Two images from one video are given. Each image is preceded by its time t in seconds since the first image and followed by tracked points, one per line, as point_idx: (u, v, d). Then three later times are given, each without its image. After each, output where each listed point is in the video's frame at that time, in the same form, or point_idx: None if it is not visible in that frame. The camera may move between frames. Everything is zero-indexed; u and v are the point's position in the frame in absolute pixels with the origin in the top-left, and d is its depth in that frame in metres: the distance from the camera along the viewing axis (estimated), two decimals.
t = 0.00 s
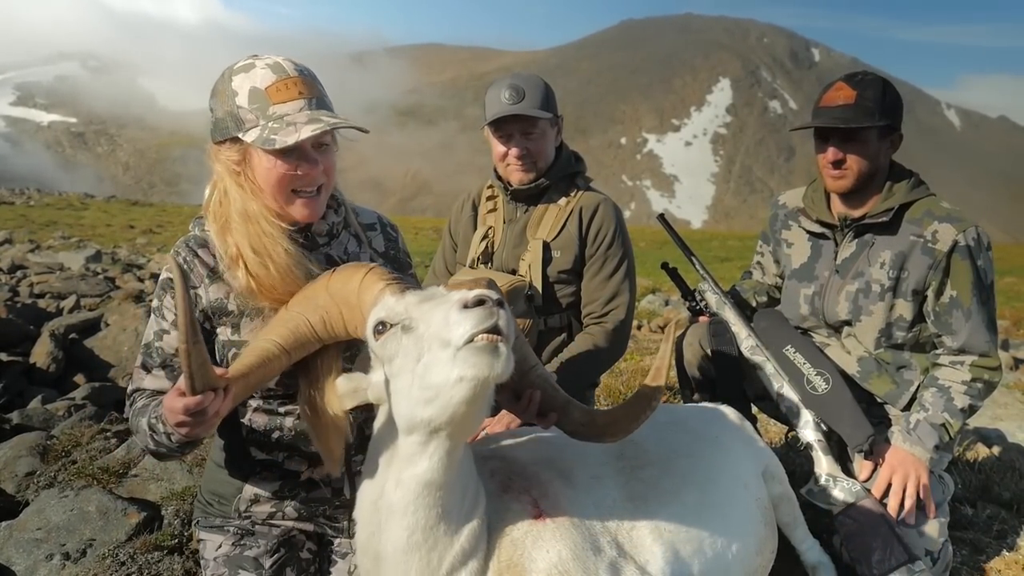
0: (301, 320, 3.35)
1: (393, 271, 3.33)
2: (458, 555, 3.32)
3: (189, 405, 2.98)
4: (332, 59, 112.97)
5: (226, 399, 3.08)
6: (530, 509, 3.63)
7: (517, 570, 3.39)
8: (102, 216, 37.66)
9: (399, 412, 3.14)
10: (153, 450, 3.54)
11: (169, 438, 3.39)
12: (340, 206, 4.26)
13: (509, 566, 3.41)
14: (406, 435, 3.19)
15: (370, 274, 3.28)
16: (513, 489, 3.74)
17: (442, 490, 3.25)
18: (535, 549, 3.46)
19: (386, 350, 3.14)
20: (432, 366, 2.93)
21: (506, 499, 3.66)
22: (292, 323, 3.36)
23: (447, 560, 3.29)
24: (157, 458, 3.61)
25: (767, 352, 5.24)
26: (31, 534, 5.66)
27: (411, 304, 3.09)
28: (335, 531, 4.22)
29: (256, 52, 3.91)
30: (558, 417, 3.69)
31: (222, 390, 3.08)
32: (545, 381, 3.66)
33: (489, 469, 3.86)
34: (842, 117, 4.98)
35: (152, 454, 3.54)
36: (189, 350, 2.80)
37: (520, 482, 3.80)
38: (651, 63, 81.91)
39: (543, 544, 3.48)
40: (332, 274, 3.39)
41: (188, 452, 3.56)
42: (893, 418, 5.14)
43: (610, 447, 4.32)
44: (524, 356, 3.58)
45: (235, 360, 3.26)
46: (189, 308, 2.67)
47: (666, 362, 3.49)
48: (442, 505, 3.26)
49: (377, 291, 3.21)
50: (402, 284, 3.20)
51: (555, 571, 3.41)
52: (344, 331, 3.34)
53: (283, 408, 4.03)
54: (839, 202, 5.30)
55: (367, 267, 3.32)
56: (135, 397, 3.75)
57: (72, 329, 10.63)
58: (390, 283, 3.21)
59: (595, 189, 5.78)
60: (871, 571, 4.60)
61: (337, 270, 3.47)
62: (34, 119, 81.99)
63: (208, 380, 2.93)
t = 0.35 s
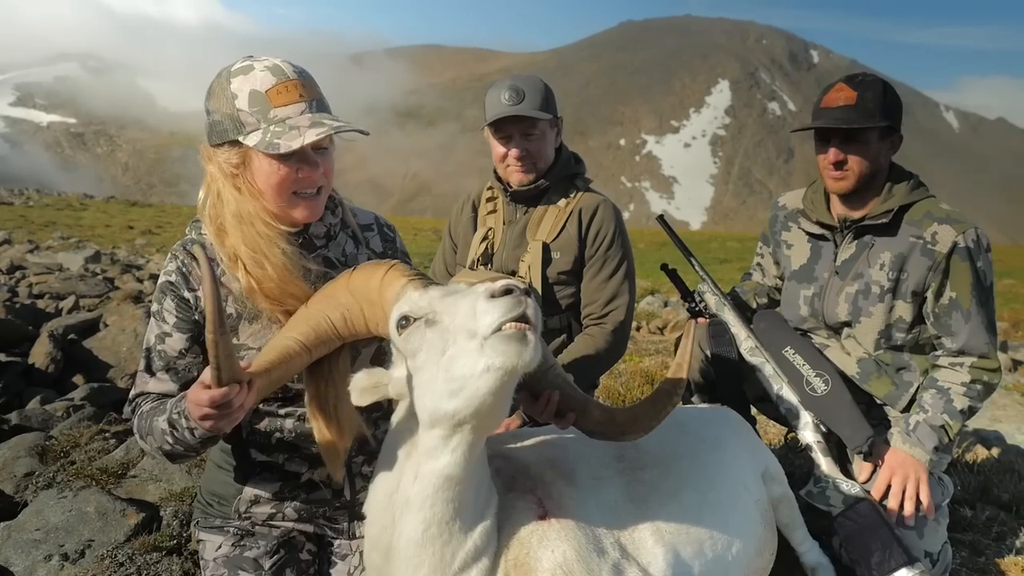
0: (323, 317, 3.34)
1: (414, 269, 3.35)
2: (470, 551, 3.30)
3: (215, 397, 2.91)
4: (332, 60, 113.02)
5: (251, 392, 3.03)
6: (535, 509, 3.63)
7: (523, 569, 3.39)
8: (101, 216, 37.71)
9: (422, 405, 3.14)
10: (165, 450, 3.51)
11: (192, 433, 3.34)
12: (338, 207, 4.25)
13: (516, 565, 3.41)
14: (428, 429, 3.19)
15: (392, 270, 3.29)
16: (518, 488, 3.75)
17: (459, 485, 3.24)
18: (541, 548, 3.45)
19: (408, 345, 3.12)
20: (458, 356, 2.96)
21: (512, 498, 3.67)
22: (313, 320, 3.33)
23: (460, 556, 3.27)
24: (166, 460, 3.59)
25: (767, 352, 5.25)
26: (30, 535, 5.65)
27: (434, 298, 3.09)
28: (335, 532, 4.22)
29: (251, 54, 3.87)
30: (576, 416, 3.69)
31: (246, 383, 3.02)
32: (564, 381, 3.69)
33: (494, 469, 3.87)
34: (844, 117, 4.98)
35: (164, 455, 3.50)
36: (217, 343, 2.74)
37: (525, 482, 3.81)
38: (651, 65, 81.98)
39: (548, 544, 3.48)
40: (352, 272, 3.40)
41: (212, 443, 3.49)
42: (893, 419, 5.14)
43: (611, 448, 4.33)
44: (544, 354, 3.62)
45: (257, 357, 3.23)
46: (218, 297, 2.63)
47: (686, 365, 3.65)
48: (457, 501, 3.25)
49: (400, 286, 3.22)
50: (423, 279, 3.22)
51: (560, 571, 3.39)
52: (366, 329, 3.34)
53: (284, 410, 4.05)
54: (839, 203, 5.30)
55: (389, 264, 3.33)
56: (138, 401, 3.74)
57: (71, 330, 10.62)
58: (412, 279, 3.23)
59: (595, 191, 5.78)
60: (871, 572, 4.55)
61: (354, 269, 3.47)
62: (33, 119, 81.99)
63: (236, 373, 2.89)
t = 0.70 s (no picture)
0: (333, 308, 3.35)
1: (427, 265, 3.31)
2: (472, 552, 3.31)
3: (222, 391, 2.95)
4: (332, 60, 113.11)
5: (259, 384, 3.05)
6: (536, 509, 3.63)
7: (523, 569, 3.39)
8: (100, 217, 37.69)
9: (428, 407, 3.15)
10: (172, 449, 3.50)
11: (201, 423, 3.31)
12: (331, 210, 4.21)
13: (517, 565, 3.41)
14: (434, 432, 3.18)
15: (404, 266, 3.26)
16: (519, 488, 3.74)
17: (464, 488, 3.24)
18: (541, 548, 3.46)
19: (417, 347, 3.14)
20: (468, 364, 2.96)
21: (513, 497, 3.67)
22: (323, 311, 3.35)
23: (462, 557, 3.27)
24: (173, 463, 3.58)
25: (766, 353, 5.27)
26: (29, 536, 5.65)
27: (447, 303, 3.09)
28: (334, 533, 4.22)
29: (241, 60, 3.78)
30: (581, 420, 3.68)
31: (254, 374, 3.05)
32: (572, 382, 3.67)
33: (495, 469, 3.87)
34: (842, 117, 4.98)
35: (172, 455, 3.50)
36: (226, 335, 2.76)
37: (525, 481, 3.80)
38: (650, 65, 82.03)
39: (549, 544, 3.48)
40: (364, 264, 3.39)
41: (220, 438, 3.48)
42: (892, 420, 5.14)
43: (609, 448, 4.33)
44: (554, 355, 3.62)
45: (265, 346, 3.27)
46: (228, 290, 2.65)
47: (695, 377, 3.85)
48: (459, 505, 3.25)
49: (411, 285, 3.19)
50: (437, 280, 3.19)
51: (561, 572, 3.40)
52: (376, 323, 3.36)
53: (281, 416, 4.04)
54: (838, 203, 5.30)
55: (401, 259, 3.32)
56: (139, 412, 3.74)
57: (71, 330, 10.63)
58: (426, 277, 3.19)
59: (594, 191, 5.78)
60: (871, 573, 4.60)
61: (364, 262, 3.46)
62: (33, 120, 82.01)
63: (242, 367, 2.91)
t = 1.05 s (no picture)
0: (348, 297, 3.32)
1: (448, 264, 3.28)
2: (476, 555, 3.30)
3: (229, 385, 2.95)
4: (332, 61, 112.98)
5: (266, 375, 3.04)
6: (537, 509, 3.63)
7: (525, 570, 3.39)
8: (100, 217, 37.71)
9: (434, 415, 3.14)
10: (181, 448, 3.49)
11: (210, 410, 3.29)
12: (322, 214, 4.21)
13: (518, 565, 3.41)
14: (438, 441, 3.16)
15: (424, 262, 3.24)
16: (520, 487, 3.73)
17: (468, 495, 3.23)
18: (542, 548, 3.46)
19: (431, 352, 3.14)
20: (476, 386, 2.95)
21: (513, 497, 3.66)
22: (338, 298, 3.31)
23: (465, 560, 3.27)
24: (183, 466, 3.56)
25: (765, 353, 5.27)
26: (28, 537, 5.65)
27: (465, 314, 3.07)
28: (334, 535, 4.22)
29: (226, 63, 3.69)
30: (590, 429, 3.63)
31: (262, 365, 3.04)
32: (581, 387, 3.59)
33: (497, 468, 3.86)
34: (840, 117, 4.98)
35: (182, 454, 3.48)
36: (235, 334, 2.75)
37: (527, 481, 3.79)
38: (650, 65, 82.03)
39: (549, 544, 3.49)
40: (382, 255, 3.37)
41: (230, 425, 3.44)
42: (892, 420, 5.15)
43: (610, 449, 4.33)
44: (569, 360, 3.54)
45: (275, 329, 3.22)
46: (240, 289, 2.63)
47: (713, 404, 3.69)
48: (463, 511, 3.24)
49: (429, 284, 3.17)
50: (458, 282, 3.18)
51: (561, 571, 3.41)
52: (391, 315, 3.34)
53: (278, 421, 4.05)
54: (837, 203, 5.29)
55: (424, 255, 3.28)
56: (140, 423, 3.73)
57: (71, 330, 10.64)
58: (445, 279, 3.17)
59: (593, 191, 5.78)
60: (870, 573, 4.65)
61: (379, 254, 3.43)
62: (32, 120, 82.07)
63: (250, 356, 2.90)
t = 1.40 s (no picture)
0: (350, 295, 3.27)
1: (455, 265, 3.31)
2: (479, 556, 3.30)
3: (241, 389, 2.98)
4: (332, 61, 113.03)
5: (275, 376, 3.00)
6: (537, 509, 3.63)
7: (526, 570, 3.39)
8: (101, 218, 37.66)
9: (444, 418, 3.15)
10: (183, 452, 3.48)
11: (214, 412, 3.26)
12: (320, 217, 4.22)
13: (519, 565, 3.41)
14: (448, 442, 3.16)
15: (433, 263, 3.26)
16: (520, 487, 3.73)
17: (474, 497, 3.23)
18: (543, 548, 3.47)
19: (443, 356, 3.14)
20: (496, 391, 2.98)
21: (514, 497, 3.66)
22: (342, 294, 3.25)
23: (468, 561, 3.27)
24: (183, 472, 3.55)
25: (765, 353, 5.28)
26: (28, 538, 5.65)
27: (479, 317, 3.09)
28: (334, 535, 4.23)
29: (223, 65, 3.67)
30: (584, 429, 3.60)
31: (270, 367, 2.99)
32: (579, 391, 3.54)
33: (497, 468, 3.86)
34: (839, 117, 4.98)
35: (183, 459, 3.48)
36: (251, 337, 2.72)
37: (527, 481, 3.79)
38: (650, 65, 82.01)
39: (550, 544, 3.49)
40: (385, 253, 3.35)
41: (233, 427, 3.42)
42: (891, 420, 5.15)
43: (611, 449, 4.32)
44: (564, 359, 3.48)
45: (276, 327, 3.13)
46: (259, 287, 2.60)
47: (713, 402, 3.67)
48: (467, 513, 3.24)
49: (435, 287, 3.20)
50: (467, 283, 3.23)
51: (562, 571, 3.41)
52: (394, 314, 3.33)
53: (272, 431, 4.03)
54: (837, 203, 5.29)
55: (429, 255, 3.29)
56: (138, 429, 3.70)
57: (71, 331, 10.64)
58: (454, 280, 3.20)
59: (592, 191, 5.77)
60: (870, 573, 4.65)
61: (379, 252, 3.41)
62: (32, 121, 82.07)
63: (263, 359, 2.86)
